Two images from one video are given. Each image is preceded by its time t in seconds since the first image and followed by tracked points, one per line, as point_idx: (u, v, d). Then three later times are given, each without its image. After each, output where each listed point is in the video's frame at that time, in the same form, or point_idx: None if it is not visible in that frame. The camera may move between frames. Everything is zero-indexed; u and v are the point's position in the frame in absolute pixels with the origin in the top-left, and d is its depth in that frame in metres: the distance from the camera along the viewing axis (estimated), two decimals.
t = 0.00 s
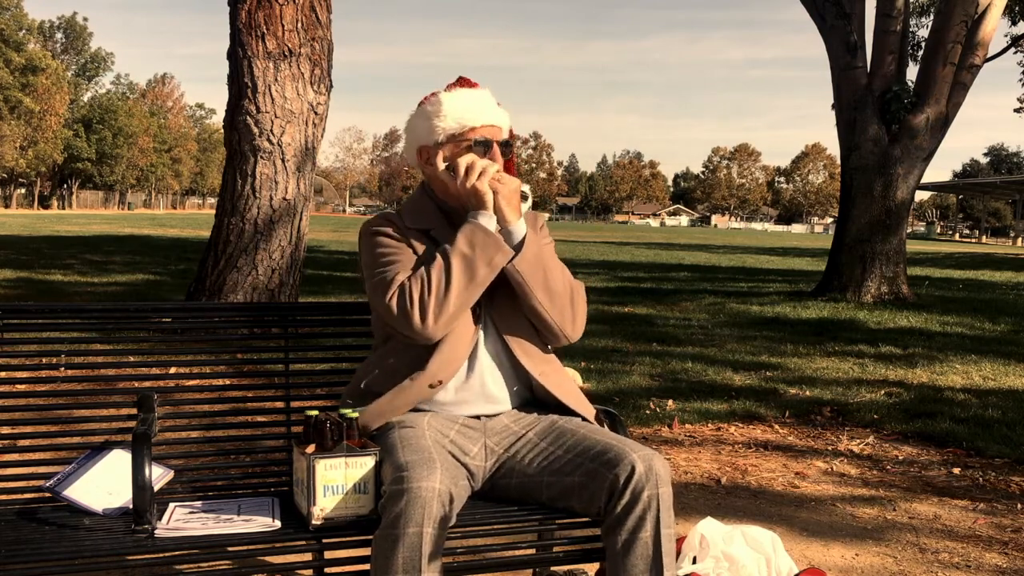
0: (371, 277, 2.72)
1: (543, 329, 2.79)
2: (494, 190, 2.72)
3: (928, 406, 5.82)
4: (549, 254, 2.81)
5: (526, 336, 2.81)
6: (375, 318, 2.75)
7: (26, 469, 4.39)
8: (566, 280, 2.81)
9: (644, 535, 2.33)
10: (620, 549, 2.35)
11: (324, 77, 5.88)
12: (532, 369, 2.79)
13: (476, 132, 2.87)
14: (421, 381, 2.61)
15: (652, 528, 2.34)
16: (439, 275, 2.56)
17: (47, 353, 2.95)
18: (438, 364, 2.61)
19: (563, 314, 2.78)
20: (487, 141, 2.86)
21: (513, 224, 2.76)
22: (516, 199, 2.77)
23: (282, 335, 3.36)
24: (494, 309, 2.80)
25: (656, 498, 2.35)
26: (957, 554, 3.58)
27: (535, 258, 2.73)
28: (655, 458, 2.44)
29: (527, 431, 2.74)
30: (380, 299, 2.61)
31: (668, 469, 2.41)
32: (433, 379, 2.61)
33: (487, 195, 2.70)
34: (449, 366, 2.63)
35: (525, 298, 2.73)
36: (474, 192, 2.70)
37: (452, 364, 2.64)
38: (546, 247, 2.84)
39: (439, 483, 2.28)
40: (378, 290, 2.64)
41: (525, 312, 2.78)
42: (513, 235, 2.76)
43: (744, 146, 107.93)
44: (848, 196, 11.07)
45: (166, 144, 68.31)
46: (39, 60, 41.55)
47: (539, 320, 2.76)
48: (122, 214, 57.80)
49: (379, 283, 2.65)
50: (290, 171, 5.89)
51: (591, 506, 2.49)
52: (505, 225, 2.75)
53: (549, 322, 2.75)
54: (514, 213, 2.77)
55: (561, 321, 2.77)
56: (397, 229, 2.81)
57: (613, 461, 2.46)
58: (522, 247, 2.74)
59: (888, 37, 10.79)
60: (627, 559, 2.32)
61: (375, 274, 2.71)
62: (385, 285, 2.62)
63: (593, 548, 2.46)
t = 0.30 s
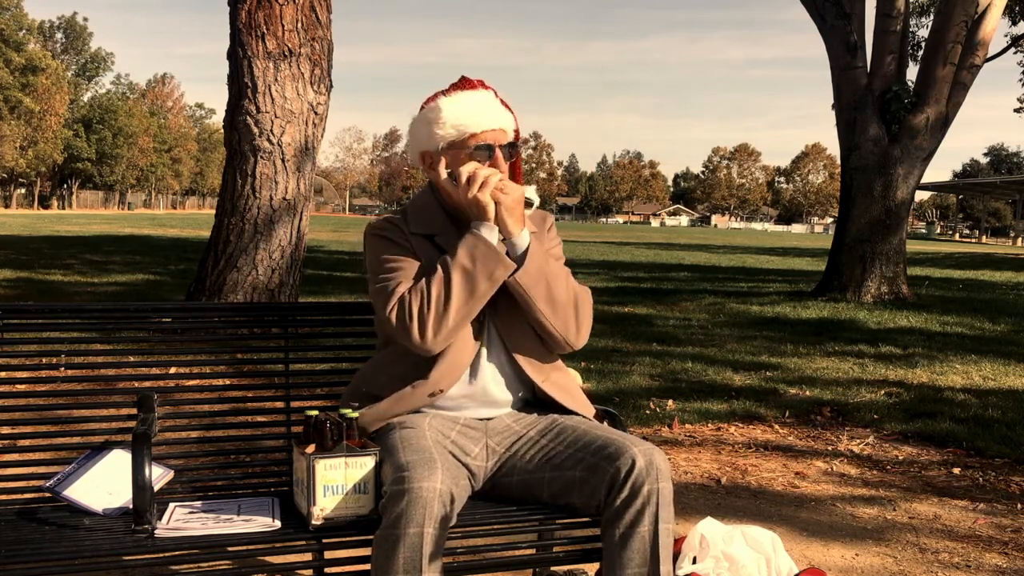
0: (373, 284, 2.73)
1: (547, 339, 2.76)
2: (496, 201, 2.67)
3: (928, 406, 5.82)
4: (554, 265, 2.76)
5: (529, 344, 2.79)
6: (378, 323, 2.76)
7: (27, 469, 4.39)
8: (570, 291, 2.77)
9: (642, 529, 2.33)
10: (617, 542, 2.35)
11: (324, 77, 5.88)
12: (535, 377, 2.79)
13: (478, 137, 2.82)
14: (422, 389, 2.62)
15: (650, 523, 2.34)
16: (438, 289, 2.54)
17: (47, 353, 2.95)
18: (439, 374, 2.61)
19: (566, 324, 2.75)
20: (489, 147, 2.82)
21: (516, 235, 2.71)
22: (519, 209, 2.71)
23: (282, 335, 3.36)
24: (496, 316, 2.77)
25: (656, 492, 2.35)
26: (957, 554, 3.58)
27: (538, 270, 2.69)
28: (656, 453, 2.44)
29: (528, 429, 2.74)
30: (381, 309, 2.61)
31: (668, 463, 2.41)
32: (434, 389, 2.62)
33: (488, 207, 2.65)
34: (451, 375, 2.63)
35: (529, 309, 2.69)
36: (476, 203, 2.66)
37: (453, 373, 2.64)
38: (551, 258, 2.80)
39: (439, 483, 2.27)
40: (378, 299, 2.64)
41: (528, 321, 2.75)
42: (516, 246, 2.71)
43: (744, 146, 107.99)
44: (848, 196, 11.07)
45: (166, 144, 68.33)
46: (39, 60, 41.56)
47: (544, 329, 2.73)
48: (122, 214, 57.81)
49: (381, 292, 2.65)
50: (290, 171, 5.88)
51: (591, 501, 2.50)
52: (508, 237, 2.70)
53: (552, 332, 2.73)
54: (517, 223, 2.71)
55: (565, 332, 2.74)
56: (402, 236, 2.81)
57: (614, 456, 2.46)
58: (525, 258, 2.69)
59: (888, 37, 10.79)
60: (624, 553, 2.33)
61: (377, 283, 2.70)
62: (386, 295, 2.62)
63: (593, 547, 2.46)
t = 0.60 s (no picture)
0: (380, 283, 2.72)
1: (552, 350, 2.75)
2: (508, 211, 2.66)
3: (928, 406, 5.82)
4: (563, 276, 2.75)
5: (533, 351, 2.78)
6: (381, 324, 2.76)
7: (27, 468, 4.39)
8: (578, 303, 2.74)
9: (646, 536, 2.34)
10: (621, 548, 2.36)
11: (324, 77, 5.89)
12: (538, 384, 2.79)
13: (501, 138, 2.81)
14: (423, 394, 2.63)
15: (654, 528, 2.34)
16: (445, 298, 2.54)
17: (47, 353, 2.95)
18: (441, 381, 2.62)
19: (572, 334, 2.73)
20: (510, 148, 2.81)
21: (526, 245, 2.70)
22: (531, 219, 2.70)
23: (282, 335, 3.35)
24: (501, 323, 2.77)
25: (657, 499, 2.35)
26: (957, 554, 3.58)
27: (546, 281, 2.68)
28: (656, 459, 2.43)
29: (529, 432, 2.74)
30: (386, 312, 2.61)
31: (669, 469, 2.41)
32: (434, 395, 2.63)
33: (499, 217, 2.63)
34: (452, 382, 2.64)
35: (535, 320, 2.68)
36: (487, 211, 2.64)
37: (455, 380, 2.64)
38: (560, 268, 2.78)
39: (439, 483, 2.27)
40: (384, 302, 2.64)
41: (534, 331, 2.74)
42: (527, 257, 2.71)
43: (744, 147, 108.04)
44: (848, 196, 11.07)
45: (166, 143, 68.36)
46: (39, 60, 41.61)
47: (549, 340, 2.71)
48: (122, 214, 57.81)
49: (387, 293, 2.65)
50: (290, 171, 5.88)
51: (592, 506, 2.50)
52: (519, 246, 2.70)
53: (556, 343, 2.71)
54: (528, 233, 2.70)
55: (569, 344, 2.73)
56: (409, 236, 2.80)
57: (615, 461, 2.46)
58: (534, 270, 2.68)
59: (888, 37, 10.79)
60: (629, 560, 2.33)
61: (384, 284, 2.70)
62: (392, 299, 2.62)
63: (593, 548, 2.47)
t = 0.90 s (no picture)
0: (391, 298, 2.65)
1: (563, 365, 2.71)
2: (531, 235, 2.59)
3: (928, 406, 5.82)
4: (578, 296, 2.70)
5: (544, 363, 2.74)
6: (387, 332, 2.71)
7: (27, 468, 4.39)
8: (591, 322, 2.70)
9: (645, 530, 2.34)
10: (620, 541, 2.36)
11: (324, 77, 5.88)
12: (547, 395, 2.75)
13: (516, 156, 2.71)
14: (429, 406, 2.60)
15: (653, 523, 2.34)
16: (463, 325, 2.48)
17: (47, 353, 2.95)
18: (449, 395, 2.59)
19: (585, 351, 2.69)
20: (527, 164, 2.72)
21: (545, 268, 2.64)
22: (550, 243, 2.63)
23: (282, 335, 3.35)
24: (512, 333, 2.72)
25: (659, 493, 2.35)
26: (957, 554, 3.58)
27: (564, 304, 2.64)
28: (659, 453, 2.43)
29: (531, 432, 2.75)
30: (399, 332, 2.55)
31: (671, 464, 2.41)
32: (441, 408, 2.61)
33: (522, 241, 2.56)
34: (459, 397, 2.60)
35: (549, 340, 2.63)
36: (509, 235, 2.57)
37: (462, 395, 2.60)
38: (573, 284, 2.73)
39: (441, 484, 2.27)
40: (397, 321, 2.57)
41: (546, 347, 2.70)
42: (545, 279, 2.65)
43: (744, 146, 108.14)
44: (849, 196, 11.06)
45: (166, 143, 68.37)
46: (39, 60, 41.65)
47: (562, 358, 2.67)
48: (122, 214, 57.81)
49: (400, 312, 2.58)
50: (290, 171, 5.88)
51: (592, 500, 2.50)
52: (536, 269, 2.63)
53: (568, 360, 2.67)
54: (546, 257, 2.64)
55: (582, 360, 2.68)
56: (422, 249, 2.72)
57: (617, 456, 2.46)
58: (552, 294, 2.64)
59: (888, 37, 10.78)
60: (626, 553, 2.33)
61: (396, 300, 2.63)
62: (405, 319, 2.55)
63: (593, 547, 2.46)
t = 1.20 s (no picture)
0: (393, 308, 2.65)
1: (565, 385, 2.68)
2: (536, 259, 2.53)
3: (928, 406, 5.82)
4: (582, 317, 2.66)
5: (545, 380, 2.70)
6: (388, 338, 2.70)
7: (28, 468, 4.39)
8: (595, 343, 2.65)
9: (649, 536, 2.34)
10: (624, 548, 2.36)
11: (324, 77, 5.88)
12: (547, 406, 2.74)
13: (527, 176, 2.68)
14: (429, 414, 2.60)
15: (656, 529, 2.34)
16: (461, 347, 2.46)
17: (47, 353, 2.95)
18: (450, 408, 2.59)
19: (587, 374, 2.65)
20: (538, 184, 2.68)
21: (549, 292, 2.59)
22: (558, 267, 2.57)
23: (282, 335, 3.35)
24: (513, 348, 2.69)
25: (661, 498, 2.35)
26: (957, 553, 3.58)
27: (567, 327, 2.60)
28: (660, 458, 2.44)
29: (531, 434, 2.75)
30: (400, 346, 2.54)
31: (673, 468, 2.41)
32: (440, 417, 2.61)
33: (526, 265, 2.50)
34: (459, 409, 2.60)
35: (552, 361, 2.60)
36: (513, 258, 2.51)
37: (463, 407, 2.61)
38: (579, 305, 2.69)
39: (440, 484, 2.27)
40: (397, 334, 2.57)
41: (548, 365, 2.66)
42: (549, 303, 2.59)
43: (744, 146, 108.21)
44: (849, 197, 11.07)
45: (166, 144, 68.37)
46: (39, 61, 41.67)
47: (563, 378, 2.64)
48: (122, 215, 57.80)
49: (401, 325, 2.57)
50: (290, 171, 5.88)
51: (593, 505, 2.50)
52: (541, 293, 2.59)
53: (569, 380, 2.63)
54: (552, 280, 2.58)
55: (583, 379, 2.64)
56: (428, 264, 2.70)
57: (617, 462, 2.46)
58: (557, 318, 2.60)
59: (888, 37, 10.79)
60: (633, 560, 2.33)
61: (399, 313, 2.62)
62: (405, 333, 2.55)
63: (593, 548, 2.46)
